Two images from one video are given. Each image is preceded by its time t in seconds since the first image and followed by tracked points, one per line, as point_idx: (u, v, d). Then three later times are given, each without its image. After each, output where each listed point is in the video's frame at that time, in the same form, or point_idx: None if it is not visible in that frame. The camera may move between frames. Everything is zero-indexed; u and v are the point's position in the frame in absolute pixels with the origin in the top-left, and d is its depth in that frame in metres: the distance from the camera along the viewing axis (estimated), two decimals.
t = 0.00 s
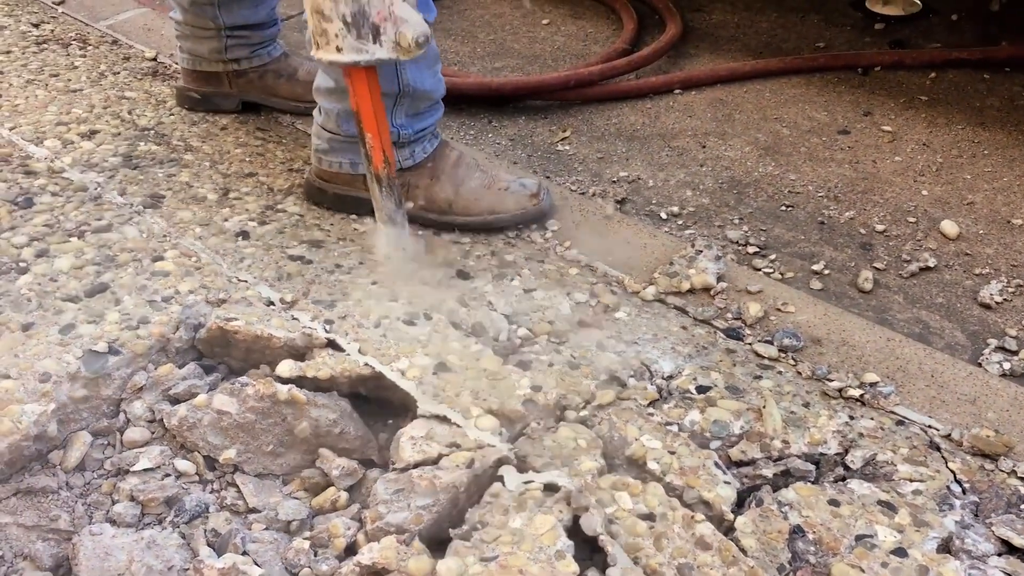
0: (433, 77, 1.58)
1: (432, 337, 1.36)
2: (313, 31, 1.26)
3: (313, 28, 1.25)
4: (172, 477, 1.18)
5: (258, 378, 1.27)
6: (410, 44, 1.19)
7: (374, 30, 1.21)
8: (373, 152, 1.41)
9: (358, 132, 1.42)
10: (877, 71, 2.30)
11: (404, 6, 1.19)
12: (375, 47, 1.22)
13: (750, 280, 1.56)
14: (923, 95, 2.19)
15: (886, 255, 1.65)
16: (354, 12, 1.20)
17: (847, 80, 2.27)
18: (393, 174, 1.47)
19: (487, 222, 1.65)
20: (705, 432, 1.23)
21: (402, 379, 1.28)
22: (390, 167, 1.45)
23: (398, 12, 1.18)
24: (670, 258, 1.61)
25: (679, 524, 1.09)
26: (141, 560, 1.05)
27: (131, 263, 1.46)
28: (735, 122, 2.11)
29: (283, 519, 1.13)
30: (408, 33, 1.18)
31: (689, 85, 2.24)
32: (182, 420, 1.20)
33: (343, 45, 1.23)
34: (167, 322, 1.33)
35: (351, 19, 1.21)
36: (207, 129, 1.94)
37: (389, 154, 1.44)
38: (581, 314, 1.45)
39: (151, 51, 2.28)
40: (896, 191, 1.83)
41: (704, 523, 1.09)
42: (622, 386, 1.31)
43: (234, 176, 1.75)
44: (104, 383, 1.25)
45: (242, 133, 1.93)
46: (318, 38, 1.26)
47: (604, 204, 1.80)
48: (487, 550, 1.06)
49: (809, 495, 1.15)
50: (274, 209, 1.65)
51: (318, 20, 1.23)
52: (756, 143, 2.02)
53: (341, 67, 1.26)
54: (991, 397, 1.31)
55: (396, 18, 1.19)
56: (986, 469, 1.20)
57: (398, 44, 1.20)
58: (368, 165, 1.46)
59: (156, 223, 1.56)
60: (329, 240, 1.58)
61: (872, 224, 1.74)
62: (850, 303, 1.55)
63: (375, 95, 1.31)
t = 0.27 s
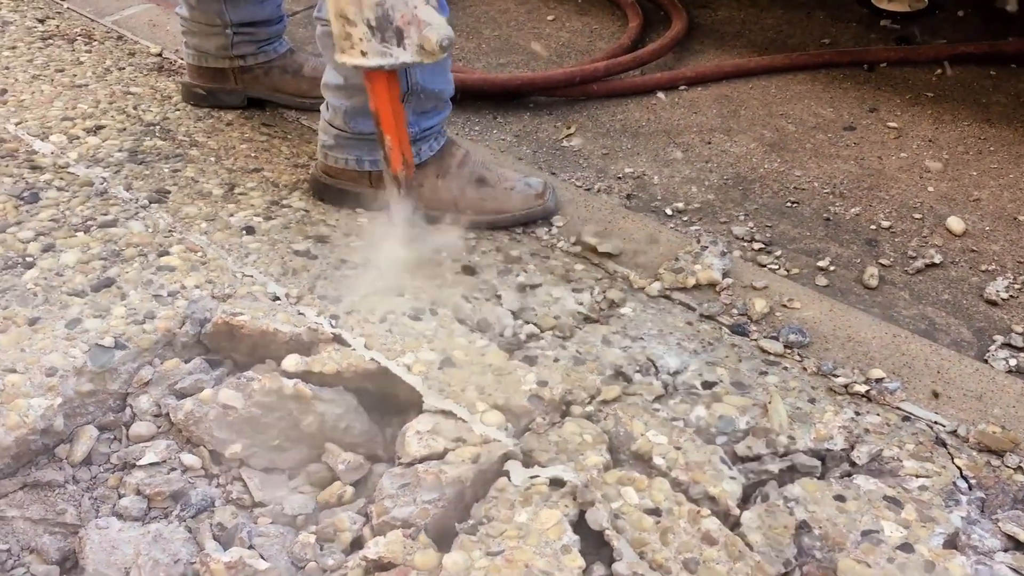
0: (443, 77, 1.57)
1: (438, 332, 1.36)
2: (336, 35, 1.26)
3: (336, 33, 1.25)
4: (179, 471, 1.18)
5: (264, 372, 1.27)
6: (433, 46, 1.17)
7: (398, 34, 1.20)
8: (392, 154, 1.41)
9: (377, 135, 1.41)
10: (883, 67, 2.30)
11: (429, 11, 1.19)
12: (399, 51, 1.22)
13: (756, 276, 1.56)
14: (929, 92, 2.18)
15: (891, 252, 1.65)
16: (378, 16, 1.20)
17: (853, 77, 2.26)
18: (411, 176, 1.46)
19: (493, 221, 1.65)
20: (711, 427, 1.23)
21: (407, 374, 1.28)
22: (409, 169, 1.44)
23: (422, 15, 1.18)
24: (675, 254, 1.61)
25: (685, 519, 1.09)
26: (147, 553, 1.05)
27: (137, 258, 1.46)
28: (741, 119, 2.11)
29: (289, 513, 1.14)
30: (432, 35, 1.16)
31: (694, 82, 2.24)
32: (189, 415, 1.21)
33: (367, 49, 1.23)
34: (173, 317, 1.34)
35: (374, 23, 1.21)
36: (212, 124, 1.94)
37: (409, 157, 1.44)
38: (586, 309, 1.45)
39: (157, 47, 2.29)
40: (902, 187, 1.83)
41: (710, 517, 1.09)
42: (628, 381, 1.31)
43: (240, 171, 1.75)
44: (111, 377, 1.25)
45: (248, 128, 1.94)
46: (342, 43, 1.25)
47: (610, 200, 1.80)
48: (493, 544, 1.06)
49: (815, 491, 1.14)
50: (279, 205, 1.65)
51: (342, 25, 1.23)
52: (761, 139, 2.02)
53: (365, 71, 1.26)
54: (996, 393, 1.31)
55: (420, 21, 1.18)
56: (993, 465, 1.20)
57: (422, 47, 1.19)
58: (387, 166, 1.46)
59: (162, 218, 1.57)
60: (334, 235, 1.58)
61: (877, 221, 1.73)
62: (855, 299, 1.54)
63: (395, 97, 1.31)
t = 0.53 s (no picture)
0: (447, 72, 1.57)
1: (442, 327, 1.36)
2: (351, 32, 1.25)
3: (352, 34, 1.25)
4: (183, 465, 1.18)
5: (268, 367, 1.27)
6: (450, 50, 1.20)
7: (415, 38, 1.21)
8: (404, 151, 1.39)
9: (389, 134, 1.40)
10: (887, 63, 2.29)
11: (444, 15, 1.21)
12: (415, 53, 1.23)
13: (759, 271, 1.56)
14: (933, 87, 2.18)
15: (895, 247, 1.65)
16: (396, 18, 1.20)
17: (856, 72, 2.26)
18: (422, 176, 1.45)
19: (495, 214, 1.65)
20: (714, 422, 1.23)
21: (411, 368, 1.28)
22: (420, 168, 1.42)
23: (438, 20, 1.20)
24: (679, 249, 1.61)
25: (689, 514, 1.09)
26: (152, 547, 1.05)
27: (141, 252, 1.46)
28: (744, 114, 2.11)
29: (293, 507, 1.13)
30: (449, 40, 1.20)
31: (698, 77, 2.23)
32: (193, 409, 1.21)
33: (385, 50, 1.23)
34: (177, 311, 1.34)
35: (392, 26, 1.21)
36: (215, 119, 1.94)
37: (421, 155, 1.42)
38: (590, 304, 1.45)
39: (161, 42, 2.29)
40: (906, 183, 1.83)
41: (714, 512, 1.09)
42: (631, 376, 1.31)
43: (243, 166, 1.75)
44: (115, 371, 1.25)
45: (251, 123, 1.94)
46: (358, 44, 1.25)
47: (613, 195, 1.80)
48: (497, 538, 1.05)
49: (818, 485, 1.14)
50: (283, 200, 1.65)
51: (360, 27, 1.23)
52: (764, 135, 2.02)
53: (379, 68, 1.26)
54: (1000, 388, 1.31)
55: (436, 25, 1.20)
56: (996, 460, 1.20)
57: (438, 51, 1.21)
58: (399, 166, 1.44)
59: (166, 213, 1.57)
60: (338, 230, 1.58)
61: (881, 216, 1.73)
62: (859, 295, 1.54)
63: (408, 95, 1.31)
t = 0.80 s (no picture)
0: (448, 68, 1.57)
1: (439, 325, 1.36)
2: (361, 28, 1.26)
3: (363, 31, 1.26)
4: (180, 463, 1.18)
5: (265, 364, 1.27)
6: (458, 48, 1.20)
7: (425, 35, 1.22)
8: (408, 150, 1.40)
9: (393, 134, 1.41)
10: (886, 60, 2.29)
11: (454, 15, 1.20)
12: (423, 50, 1.23)
13: (757, 270, 1.57)
14: (932, 85, 2.18)
15: (893, 246, 1.65)
16: (406, 15, 1.20)
17: (856, 70, 2.26)
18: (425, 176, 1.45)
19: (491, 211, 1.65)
20: (711, 420, 1.23)
21: (408, 366, 1.28)
22: (423, 167, 1.44)
23: (447, 18, 1.19)
24: (677, 247, 1.61)
25: (684, 511, 1.09)
26: (149, 544, 1.06)
27: (139, 250, 1.46)
28: (744, 111, 2.11)
29: (290, 505, 1.14)
30: (457, 38, 1.19)
31: (697, 75, 2.23)
32: (190, 407, 1.21)
33: (394, 48, 1.24)
34: (175, 309, 1.34)
35: (403, 24, 1.22)
36: (214, 117, 1.94)
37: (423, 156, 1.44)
38: (587, 302, 1.45)
39: (159, 40, 2.29)
40: (905, 181, 1.83)
41: (709, 510, 1.09)
42: (628, 374, 1.31)
43: (242, 164, 1.75)
44: (112, 369, 1.25)
45: (250, 121, 1.94)
46: (367, 39, 1.26)
47: (611, 193, 1.81)
48: (493, 535, 1.05)
49: (814, 483, 1.15)
50: (281, 197, 1.65)
51: (370, 23, 1.24)
52: (763, 132, 2.02)
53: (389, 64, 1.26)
54: (996, 386, 1.31)
55: (446, 23, 1.20)
56: (993, 458, 1.20)
57: (446, 49, 1.21)
58: (401, 164, 1.45)
59: (164, 211, 1.57)
60: (336, 228, 1.58)
61: (880, 214, 1.73)
62: (857, 293, 1.54)
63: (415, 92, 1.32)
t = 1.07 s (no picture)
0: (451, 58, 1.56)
1: (439, 319, 1.36)
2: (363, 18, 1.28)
3: (364, 12, 1.27)
4: (180, 456, 1.18)
5: (264, 358, 1.27)
6: (459, 28, 1.16)
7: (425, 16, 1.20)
8: (409, 144, 1.43)
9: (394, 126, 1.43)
10: (886, 56, 2.29)
11: None
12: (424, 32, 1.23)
13: (756, 264, 1.57)
14: (932, 80, 2.18)
15: (893, 240, 1.65)
16: None
17: (855, 65, 2.26)
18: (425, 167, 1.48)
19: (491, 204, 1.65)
20: (710, 413, 1.23)
21: (407, 360, 1.28)
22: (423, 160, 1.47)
23: None
24: (676, 241, 1.61)
25: (684, 504, 1.09)
26: (148, 537, 1.06)
27: (138, 244, 1.46)
28: (743, 106, 2.11)
29: (289, 498, 1.14)
30: (457, 19, 1.15)
31: (696, 70, 2.23)
32: (189, 400, 1.21)
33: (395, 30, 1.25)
34: (174, 303, 1.34)
35: (403, 4, 1.21)
36: (213, 112, 1.94)
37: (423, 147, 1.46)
38: (586, 296, 1.45)
39: (159, 35, 2.29)
40: (905, 175, 1.83)
41: (709, 502, 1.09)
42: (627, 368, 1.31)
43: (241, 159, 1.75)
44: (111, 363, 1.25)
45: (249, 116, 1.94)
46: (369, 22, 1.28)
47: (611, 188, 1.80)
48: (492, 528, 1.05)
49: (813, 476, 1.15)
50: (280, 192, 1.65)
51: (371, 3, 1.25)
52: (762, 127, 2.02)
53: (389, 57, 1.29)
54: (996, 380, 1.31)
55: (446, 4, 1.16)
56: (992, 451, 1.20)
57: (446, 31, 1.17)
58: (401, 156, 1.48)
59: (163, 205, 1.57)
60: (335, 223, 1.58)
61: (879, 209, 1.73)
62: (857, 288, 1.54)
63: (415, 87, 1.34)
